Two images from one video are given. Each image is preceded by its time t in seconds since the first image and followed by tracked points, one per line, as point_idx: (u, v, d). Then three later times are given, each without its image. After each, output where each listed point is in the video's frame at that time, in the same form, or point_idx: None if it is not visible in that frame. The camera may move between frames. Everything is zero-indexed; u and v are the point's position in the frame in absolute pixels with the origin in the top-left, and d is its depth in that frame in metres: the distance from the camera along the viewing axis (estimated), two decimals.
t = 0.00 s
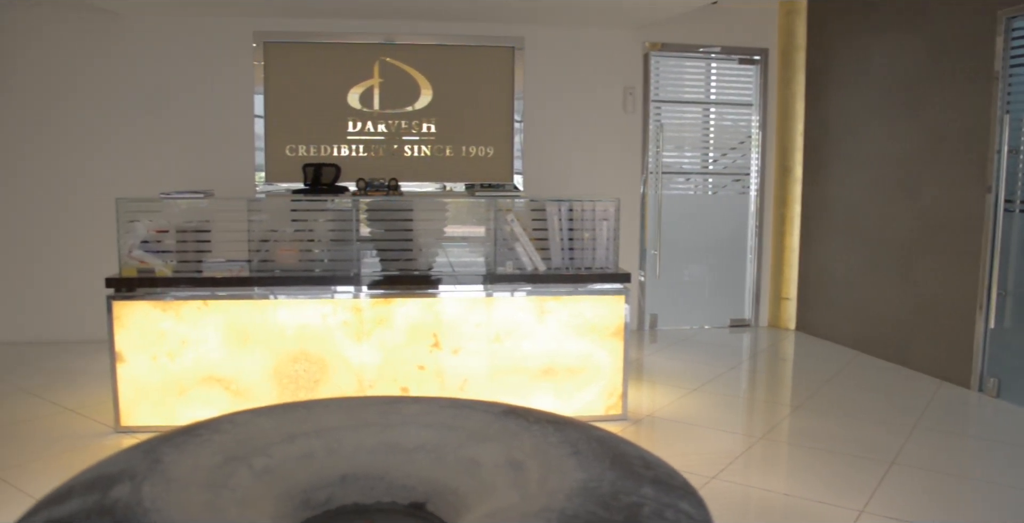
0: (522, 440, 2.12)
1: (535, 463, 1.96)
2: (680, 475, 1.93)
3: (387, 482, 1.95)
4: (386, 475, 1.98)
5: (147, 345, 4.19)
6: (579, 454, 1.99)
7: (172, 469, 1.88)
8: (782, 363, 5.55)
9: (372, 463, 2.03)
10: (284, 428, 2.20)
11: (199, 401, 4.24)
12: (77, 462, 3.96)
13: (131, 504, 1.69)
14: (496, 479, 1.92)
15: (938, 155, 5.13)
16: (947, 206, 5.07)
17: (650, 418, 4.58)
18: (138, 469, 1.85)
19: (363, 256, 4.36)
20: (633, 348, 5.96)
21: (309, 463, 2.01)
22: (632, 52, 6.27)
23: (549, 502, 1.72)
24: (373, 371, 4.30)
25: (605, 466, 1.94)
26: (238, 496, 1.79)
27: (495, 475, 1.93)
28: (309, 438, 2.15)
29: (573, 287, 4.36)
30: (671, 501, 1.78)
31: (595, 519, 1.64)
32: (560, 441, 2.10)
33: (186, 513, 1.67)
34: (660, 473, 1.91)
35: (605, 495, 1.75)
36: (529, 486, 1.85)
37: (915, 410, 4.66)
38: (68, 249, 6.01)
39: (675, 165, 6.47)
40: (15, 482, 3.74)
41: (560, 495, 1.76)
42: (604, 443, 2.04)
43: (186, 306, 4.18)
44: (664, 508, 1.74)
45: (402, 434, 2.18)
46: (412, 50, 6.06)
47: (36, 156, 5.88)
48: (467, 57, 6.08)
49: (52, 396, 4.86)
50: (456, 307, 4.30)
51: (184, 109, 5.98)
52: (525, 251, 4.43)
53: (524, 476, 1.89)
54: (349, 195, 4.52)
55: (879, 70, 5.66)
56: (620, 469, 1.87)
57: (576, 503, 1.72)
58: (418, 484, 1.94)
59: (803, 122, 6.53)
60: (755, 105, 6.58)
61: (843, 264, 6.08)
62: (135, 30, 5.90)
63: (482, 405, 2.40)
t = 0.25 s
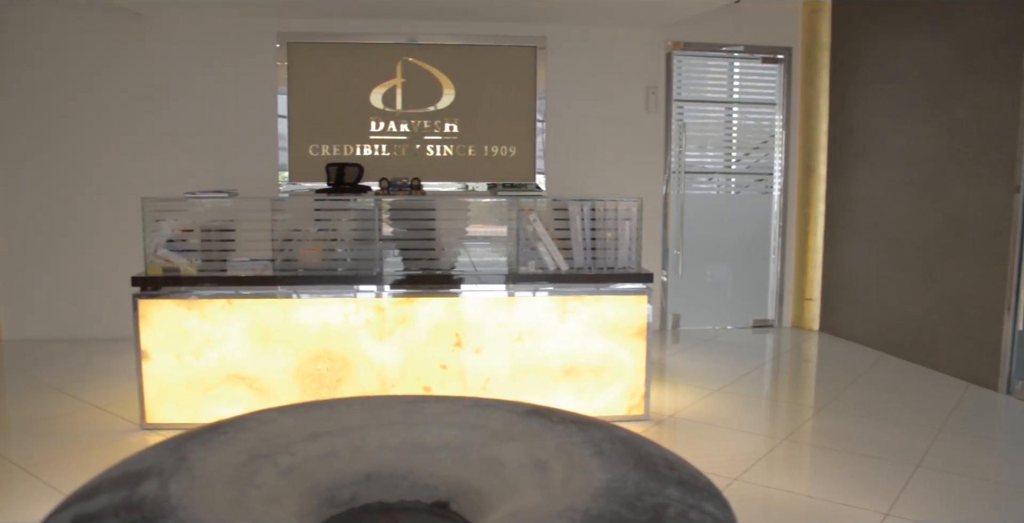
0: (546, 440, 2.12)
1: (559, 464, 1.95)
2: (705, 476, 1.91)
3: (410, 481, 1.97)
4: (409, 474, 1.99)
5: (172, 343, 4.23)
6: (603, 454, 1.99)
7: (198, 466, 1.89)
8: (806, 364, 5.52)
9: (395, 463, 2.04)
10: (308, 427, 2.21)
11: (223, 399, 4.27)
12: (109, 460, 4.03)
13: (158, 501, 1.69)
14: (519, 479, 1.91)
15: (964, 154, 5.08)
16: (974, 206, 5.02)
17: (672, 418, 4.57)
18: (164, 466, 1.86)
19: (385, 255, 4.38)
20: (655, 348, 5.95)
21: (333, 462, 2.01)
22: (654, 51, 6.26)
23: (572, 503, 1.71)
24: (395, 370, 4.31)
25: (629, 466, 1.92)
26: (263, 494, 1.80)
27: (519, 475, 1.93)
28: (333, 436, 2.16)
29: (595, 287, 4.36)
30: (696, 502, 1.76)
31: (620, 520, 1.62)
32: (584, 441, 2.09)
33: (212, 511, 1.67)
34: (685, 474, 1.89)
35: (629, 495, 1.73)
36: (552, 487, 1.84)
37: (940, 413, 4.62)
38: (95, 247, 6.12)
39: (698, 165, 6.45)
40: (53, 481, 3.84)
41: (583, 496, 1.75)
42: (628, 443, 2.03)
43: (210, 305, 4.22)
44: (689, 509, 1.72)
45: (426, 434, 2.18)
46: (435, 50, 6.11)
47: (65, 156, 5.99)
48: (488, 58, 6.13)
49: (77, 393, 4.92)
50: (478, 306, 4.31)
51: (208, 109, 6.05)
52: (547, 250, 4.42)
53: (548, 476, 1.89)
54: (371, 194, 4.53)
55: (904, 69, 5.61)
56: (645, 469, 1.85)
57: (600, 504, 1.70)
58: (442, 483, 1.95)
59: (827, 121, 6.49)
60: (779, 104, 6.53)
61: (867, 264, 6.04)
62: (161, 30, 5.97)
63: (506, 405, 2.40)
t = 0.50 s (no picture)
0: (572, 440, 2.11)
1: (585, 465, 1.94)
2: (732, 478, 1.89)
3: (437, 479, 1.99)
4: (436, 473, 2.00)
5: (199, 341, 4.26)
6: (630, 454, 1.97)
7: (227, 463, 1.90)
8: (832, 365, 5.48)
9: (421, 463, 2.04)
10: (336, 425, 2.22)
11: (249, 398, 4.30)
12: (138, 456, 4.08)
13: (188, 497, 1.70)
14: (546, 479, 1.90)
15: (992, 153, 5.01)
16: (1002, 206, 4.94)
17: (697, 419, 4.56)
18: (193, 462, 1.86)
19: (411, 254, 4.39)
20: (680, 349, 5.93)
21: (360, 461, 2.02)
22: (678, 50, 6.25)
23: (599, 503, 1.70)
24: (419, 370, 4.33)
25: (656, 467, 1.91)
26: (292, 493, 1.80)
27: (546, 475, 1.92)
28: (360, 435, 2.17)
29: (620, 287, 4.35)
30: (723, 503, 1.73)
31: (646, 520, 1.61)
32: (610, 441, 2.08)
33: (240, 508, 1.68)
34: (713, 475, 1.87)
35: (655, 496, 1.72)
36: (579, 487, 1.83)
37: (969, 416, 4.55)
38: (123, 246, 6.20)
39: (724, 165, 6.41)
40: (84, 477, 3.89)
41: (610, 496, 1.73)
42: (655, 444, 2.01)
43: (237, 304, 4.25)
44: (716, 510, 1.70)
45: (452, 433, 2.19)
46: (460, 50, 6.13)
47: (94, 155, 6.09)
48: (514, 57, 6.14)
49: (106, 389, 4.99)
50: (503, 306, 4.31)
51: (235, 109, 6.10)
52: (572, 250, 4.42)
53: (574, 477, 1.87)
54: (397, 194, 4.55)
55: (932, 67, 5.55)
56: (671, 470, 1.84)
57: (627, 504, 1.69)
58: (468, 482, 1.98)
59: (855, 120, 6.42)
60: (805, 103, 6.50)
61: (895, 265, 5.99)
62: (190, 31, 6.03)
63: (533, 405, 2.40)
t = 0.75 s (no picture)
0: (597, 440, 2.11)
1: (610, 465, 1.94)
2: (758, 479, 1.89)
3: (462, 479, 1.97)
4: (461, 473, 1.99)
5: (225, 339, 4.30)
6: (655, 454, 1.97)
7: (253, 461, 1.92)
8: (857, 366, 5.44)
9: (445, 461, 2.05)
10: (360, 424, 2.23)
11: (274, 396, 4.34)
12: (165, 453, 4.12)
13: (215, 494, 1.73)
14: (570, 477, 1.91)
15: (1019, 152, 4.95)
16: None
17: (721, 420, 4.54)
18: (220, 460, 1.89)
19: (434, 254, 4.40)
20: (703, 350, 5.91)
21: (385, 459, 2.03)
22: (701, 49, 6.22)
23: (624, 503, 1.70)
24: (443, 369, 4.34)
25: (681, 468, 1.91)
26: (317, 490, 1.82)
27: (570, 474, 1.93)
28: (385, 433, 2.19)
29: (643, 287, 4.34)
30: (749, 505, 1.73)
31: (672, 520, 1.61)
32: (635, 441, 2.08)
33: (265, 506, 1.69)
34: (738, 477, 1.86)
35: (681, 497, 1.72)
36: (603, 487, 1.83)
37: (996, 419, 4.50)
38: (148, 245, 6.27)
39: (748, 164, 6.38)
40: (113, 473, 3.94)
41: (635, 496, 1.73)
42: (680, 444, 2.02)
43: (262, 303, 4.28)
44: (742, 512, 1.70)
45: (477, 432, 2.19)
46: (483, 50, 6.14)
47: (121, 156, 6.17)
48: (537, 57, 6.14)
49: (133, 386, 5.04)
50: (527, 305, 4.32)
51: (259, 109, 6.14)
52: (595, 250, 4.41)
53: (598, 476, 1.88)
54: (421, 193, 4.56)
55: (958, 65, 5.49)
56: (696, 470, 1.84)
57: (652, 505, 1.69)
58: (493, 481, 1.96)
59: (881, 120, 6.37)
60: (830, 102, 6.45)
61: (921, 266, 5.93)
62: (215, 32, 6.09)
63: (557, 404, 2.41)
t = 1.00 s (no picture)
0: (625, 440, 2.11)
1: (638, 466, 1.93)
2: (788, 481, 1.88)
3: (489, 478, 1.95)
4: (489, 472, 1.97)
5: (253, 337, 4.33)
6: (684, 456, 1.97)
7: (282, 459, 1.94)
8: (886, 368, 5.38)
9: (473, 460, 2.05)
10: (388, 423, 2.25)
11: (301, 394, 4.36)
12: (194, 449, 4.16)
13: (245, 491, 1.75)
14: (599, 477, 1.91)
15: None
16: None
17: (747, 421, 4.51)
18: (250, 458, 1.92)
19: (460, 253, 4.41)
20: (730, 350, 5.88)
21: (413, 457, 2.04)
22: (728, 48, 6.20)
23: (653, 503, 1.69)
24: (469, 368, 4.35)
25: (710, 469, 1.90)
26: (345, 487, 1.83)
27: (598, 474, 1.92)
28: (413, 432, 2.20)
29: (670, 287, 4.32)
30: (779, 507, 1.72)
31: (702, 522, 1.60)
32: (663, 442, 2.08)
33: (294, 503, 1.71)
34: (767, 478, 1.85)
35: (710, 499, 1.71)
36: (632, 487, 1.82)
37: None
38: (175, 244, 6.35)
39: (776, 164, 6.34)
40: (142, 468, 3.98)
41: (664, 497, 1.72)
42: (709, 446, 2.01)
43: (290, 301, 4.31)
44: (771, 514, 1.69)
45: (505, 432, 2.20)
46: (510, 50, 6.16)
47: (150, 155, 6.25)
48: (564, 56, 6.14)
49: (162, 383, 5.11)
50: (553, 305, 4.31)
51: (286, 109, 6.19)
52: (622, 249, 4.41)
53: (626, 476, 1.88)
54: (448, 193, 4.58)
55: (988, 63, 5.43)
56: (725, 472, 1.83)
57: (681, 505, 1.69)
58: (522, 481, 1.94)
59: (911, 118, 6.30)
60: (859, 101, 6.39)
61: (951, 266, 5.86)
62: (244, 33, 6.15)
63: (584, 405, 2.41)
